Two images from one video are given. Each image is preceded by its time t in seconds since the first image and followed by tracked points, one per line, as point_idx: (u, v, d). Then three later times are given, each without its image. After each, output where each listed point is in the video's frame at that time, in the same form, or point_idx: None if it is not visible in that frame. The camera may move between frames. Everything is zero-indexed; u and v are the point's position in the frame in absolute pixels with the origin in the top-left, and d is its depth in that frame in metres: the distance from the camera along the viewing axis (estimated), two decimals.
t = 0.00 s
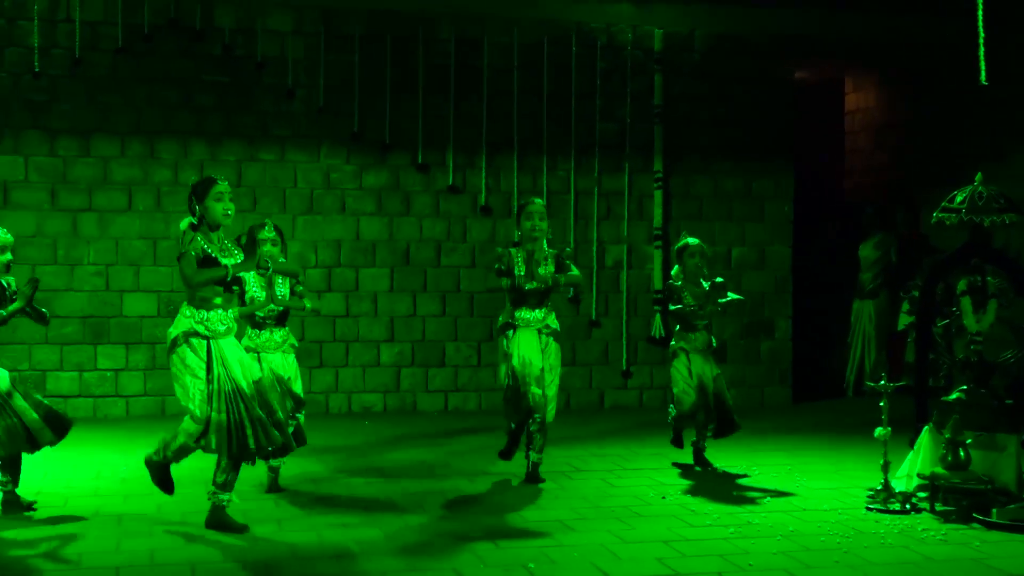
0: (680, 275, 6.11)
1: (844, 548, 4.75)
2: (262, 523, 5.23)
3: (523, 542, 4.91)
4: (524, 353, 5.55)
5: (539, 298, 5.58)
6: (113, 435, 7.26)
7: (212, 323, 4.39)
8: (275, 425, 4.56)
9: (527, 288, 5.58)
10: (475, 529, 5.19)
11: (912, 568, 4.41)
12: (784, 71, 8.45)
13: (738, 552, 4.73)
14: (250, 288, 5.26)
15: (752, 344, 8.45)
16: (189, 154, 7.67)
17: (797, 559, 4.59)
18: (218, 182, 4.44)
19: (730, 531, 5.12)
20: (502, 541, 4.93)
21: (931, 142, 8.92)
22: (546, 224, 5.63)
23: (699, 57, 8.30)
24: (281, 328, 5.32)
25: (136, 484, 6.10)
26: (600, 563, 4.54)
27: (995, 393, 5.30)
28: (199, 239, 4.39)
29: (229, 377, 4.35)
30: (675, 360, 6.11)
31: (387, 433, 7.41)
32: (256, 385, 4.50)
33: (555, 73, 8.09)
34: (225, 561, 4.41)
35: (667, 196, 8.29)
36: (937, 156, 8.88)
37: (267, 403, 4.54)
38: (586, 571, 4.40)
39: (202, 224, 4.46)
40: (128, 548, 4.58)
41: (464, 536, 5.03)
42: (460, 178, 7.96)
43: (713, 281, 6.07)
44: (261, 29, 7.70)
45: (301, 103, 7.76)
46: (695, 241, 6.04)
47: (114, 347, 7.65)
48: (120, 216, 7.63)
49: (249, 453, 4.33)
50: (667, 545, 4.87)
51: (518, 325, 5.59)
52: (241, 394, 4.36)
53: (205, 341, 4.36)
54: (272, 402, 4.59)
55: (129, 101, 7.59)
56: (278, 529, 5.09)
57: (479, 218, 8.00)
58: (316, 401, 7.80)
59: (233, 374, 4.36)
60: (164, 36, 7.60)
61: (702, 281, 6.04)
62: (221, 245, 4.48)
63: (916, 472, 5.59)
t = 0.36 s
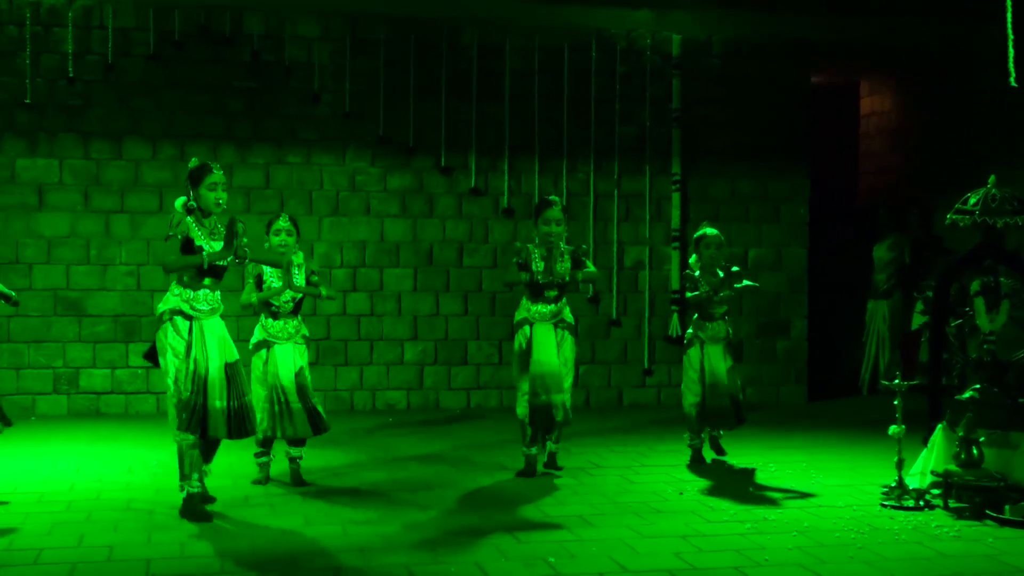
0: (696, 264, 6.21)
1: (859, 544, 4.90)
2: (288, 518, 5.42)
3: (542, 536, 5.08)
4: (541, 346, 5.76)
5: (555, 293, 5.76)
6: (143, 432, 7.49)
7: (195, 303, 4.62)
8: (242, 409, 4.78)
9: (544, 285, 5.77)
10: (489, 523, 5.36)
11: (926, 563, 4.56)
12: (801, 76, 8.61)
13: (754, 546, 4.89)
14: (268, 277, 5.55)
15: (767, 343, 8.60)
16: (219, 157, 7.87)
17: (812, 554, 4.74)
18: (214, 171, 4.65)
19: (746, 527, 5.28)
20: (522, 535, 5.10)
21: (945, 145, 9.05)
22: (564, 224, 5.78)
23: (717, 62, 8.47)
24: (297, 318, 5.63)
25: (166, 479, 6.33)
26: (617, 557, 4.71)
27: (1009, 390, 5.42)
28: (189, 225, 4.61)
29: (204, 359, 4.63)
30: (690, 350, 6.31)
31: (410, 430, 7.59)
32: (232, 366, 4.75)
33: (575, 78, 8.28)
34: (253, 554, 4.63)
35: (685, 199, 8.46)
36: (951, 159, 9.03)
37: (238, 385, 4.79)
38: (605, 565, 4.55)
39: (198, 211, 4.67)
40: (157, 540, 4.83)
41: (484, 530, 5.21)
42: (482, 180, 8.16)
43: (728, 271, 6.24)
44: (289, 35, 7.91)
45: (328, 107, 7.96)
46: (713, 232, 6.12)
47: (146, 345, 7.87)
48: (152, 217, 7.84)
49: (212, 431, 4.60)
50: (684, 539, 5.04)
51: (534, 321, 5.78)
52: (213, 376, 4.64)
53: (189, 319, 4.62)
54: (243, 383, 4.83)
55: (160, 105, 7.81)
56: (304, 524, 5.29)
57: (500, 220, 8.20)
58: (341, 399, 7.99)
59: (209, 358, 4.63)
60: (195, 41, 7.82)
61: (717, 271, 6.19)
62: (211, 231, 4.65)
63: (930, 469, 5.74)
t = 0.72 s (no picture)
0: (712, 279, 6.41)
1: (868, 540, 5.04)
2: (308, 513, 5.60)
3: (559, 531, 5.24)
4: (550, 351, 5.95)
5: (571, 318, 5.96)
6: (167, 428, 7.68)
7: (183, 329, 5.07)
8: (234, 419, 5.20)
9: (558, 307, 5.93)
10: (506, 518, 5.52)
11: (934, 558, 4.70)
12: (811, 80, 8.75)
13: (765, 542, 5.04)
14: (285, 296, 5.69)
15: (779, 342, 8.74)
16: (240, 160, 8.04)
17: (822, 549, 4.89)
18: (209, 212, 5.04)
19: (757, 522, 5.44)
20: (536, 530, 5.27)
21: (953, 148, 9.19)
22: (579, 254, 5.94)
23: (728, 66, 8.62)
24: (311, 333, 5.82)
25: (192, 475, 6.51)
26: (632, 551, 4.86)
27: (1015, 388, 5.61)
28: (183, 258, 5.04)
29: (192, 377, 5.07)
30: (708, 360, 6.50)
31: (427, 427, 7.76)
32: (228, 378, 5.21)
33: (589, 82, 8.44)
34: (272, 548, 4.81)
35: (697, 200, 8.62)
36: (960, 161, 9.17)
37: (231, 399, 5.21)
38: (617, 559, 4.70)
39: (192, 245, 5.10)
40: (180, 535, 5.01)
41: (498, 525, 5.38)
42: (498, 182, 8.33)
43: (742, 283, 6.38)
44: (309, 40, 8.08)
45: (347, 111, 8.13)
46: (726, 247, 6.28)
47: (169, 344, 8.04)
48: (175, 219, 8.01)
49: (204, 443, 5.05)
50: (696, 535, 5.19)
51: (547, 333, 5.97)
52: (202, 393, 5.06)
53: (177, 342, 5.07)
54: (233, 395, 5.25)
55: (184, 109, 7.99)
56: (324, 518, 5.47)
57: (516, 221, 8.36)
58: (361, 396, 8.17)
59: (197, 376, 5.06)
60: (217, 47, 7.99)
61: (731, 284, 6.35)
62: (205, 264, 5.08)
63: (939, 466, 5.87)
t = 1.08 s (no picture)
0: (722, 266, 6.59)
1: (877, 536, 5.20)
2: (328, 507, 5.79)
3: (575, 526, 5.41)
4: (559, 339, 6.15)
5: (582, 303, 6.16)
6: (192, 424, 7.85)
7: (167, 307, 5.23)
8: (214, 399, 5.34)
9: (571, 294, 6.13)
10: (523, 513, 5.69)
11: (941, 554, 4.86)
12: (822, 83, 8.92)
13: (776, 537, 5.20)
14: (300, 283, 6.03)
15: (789, 341, 8.91)
16: (263, 163, 8.25)
17: (832, 544, 5.05)
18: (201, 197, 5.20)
19: (768, 518, 5.60)
20: (551, 524, 5.44)
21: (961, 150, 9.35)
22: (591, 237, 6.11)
23: (740, 70, 8.80)
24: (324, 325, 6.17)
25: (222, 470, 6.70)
26: (646, 546, 5.02)
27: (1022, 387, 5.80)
28: (171, 239, 5.24)
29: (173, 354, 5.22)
30: (711, 349, 6.67)
31: (443, 423, 7.95)
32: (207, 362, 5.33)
33: (603, 86, 8.63)
34: (293, 542, 5.00)
35: (709, 202, 8.79)
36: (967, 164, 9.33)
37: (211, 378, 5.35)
38: (630, 553, 4.88)
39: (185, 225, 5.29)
40: (207, 529, 5.20)
41: (513, 520, 5.55)
42: (514, 184, 8.51)
43: (751, 272, 6.53)
44: (330, 45, 8.29)
45: (367, 115, 8.34)
46: (738, 236, 6.43)
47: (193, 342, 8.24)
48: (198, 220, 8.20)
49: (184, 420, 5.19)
50: (708, 530, 5.36)
51: (558, 320, 6.17)
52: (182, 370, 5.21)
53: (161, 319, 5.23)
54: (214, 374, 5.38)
55: (207, 113, 8.19)
56: (344, 513, 5.66)
57: (532, 222, 8.55)
58: (380, 393, 8.36)
59: (177, 353, 5.21)
60: (240, 52, 8.20)
61: (741, 273, 6.49)
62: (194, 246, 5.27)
63: (946, 463, 6.03)
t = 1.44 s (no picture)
0: (731, 266, 6.75)
1: (882, 531, 5.35)
2: (345, 501, 5.97)
3: (585, 520, 5.58)
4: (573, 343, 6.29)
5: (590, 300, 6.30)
6: (213, 421, 8.04)
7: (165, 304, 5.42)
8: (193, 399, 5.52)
9: (582, 293, 6.29)
10: (535, 508, 5.86)
11: (945, 549, 5.01)
12: (828, 87, 9.09)
13: (782, 532, 5.36)
14: (313, 281, 6.29)
15: (796, 340, 9.06)
16: (281, 165, 8.44)
17: (838, 540, 5.20)
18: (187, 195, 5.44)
19: (775, 514, 5.77)
20: (562, 519, 5.60)
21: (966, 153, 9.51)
22: (596, 236, 6.27)
23: (748, 74, 8.97)
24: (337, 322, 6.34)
25: (244, 465, 6.88)
26: (655, 540, 5.19)
27: None
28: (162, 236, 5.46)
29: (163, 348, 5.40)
30: (719, 346, 6.80)
31: (457, 420, 8.13)
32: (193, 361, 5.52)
33: (614, 90, 8.81)
34: (310, 535, 5.17)
35: (717, 204, 8.95)
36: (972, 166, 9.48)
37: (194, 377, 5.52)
38: (640, 547, 5.03)
39: (178, 223, 5.51)
40: (230, 523, 5.38)
41: (525, 516, 5.71)
42: (526, 186, 8.69)
43: (759, 272, 6.73)
44: (347, 51, 8.49)
45: (382, 119, 8.53)
46: (747, 235, 6.67)
47: (212, 340, 8.42)
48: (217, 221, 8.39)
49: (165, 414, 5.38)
50: (717, 525, 5.52)
51: (569, 322, 6.33)
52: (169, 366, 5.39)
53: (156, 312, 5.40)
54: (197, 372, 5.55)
55: (227, 116, 8.38)
56: (359, 507, 5.83)
57: (544, 223, 8.72)
58: (395, 390, 8.54)
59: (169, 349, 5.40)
60: (259, 57, 8.40)
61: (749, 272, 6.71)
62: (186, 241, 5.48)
63: (951, 460, 6.17)
